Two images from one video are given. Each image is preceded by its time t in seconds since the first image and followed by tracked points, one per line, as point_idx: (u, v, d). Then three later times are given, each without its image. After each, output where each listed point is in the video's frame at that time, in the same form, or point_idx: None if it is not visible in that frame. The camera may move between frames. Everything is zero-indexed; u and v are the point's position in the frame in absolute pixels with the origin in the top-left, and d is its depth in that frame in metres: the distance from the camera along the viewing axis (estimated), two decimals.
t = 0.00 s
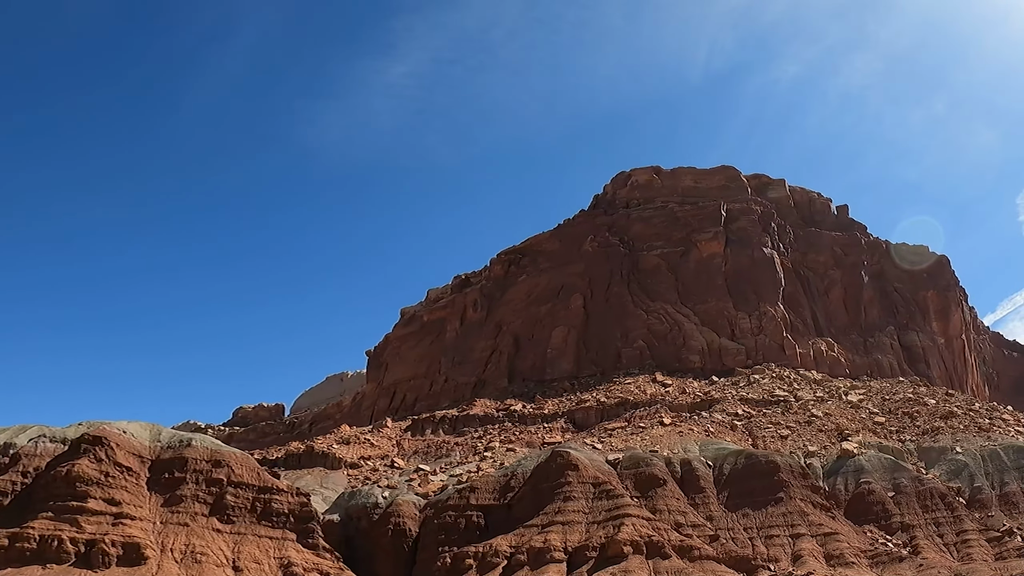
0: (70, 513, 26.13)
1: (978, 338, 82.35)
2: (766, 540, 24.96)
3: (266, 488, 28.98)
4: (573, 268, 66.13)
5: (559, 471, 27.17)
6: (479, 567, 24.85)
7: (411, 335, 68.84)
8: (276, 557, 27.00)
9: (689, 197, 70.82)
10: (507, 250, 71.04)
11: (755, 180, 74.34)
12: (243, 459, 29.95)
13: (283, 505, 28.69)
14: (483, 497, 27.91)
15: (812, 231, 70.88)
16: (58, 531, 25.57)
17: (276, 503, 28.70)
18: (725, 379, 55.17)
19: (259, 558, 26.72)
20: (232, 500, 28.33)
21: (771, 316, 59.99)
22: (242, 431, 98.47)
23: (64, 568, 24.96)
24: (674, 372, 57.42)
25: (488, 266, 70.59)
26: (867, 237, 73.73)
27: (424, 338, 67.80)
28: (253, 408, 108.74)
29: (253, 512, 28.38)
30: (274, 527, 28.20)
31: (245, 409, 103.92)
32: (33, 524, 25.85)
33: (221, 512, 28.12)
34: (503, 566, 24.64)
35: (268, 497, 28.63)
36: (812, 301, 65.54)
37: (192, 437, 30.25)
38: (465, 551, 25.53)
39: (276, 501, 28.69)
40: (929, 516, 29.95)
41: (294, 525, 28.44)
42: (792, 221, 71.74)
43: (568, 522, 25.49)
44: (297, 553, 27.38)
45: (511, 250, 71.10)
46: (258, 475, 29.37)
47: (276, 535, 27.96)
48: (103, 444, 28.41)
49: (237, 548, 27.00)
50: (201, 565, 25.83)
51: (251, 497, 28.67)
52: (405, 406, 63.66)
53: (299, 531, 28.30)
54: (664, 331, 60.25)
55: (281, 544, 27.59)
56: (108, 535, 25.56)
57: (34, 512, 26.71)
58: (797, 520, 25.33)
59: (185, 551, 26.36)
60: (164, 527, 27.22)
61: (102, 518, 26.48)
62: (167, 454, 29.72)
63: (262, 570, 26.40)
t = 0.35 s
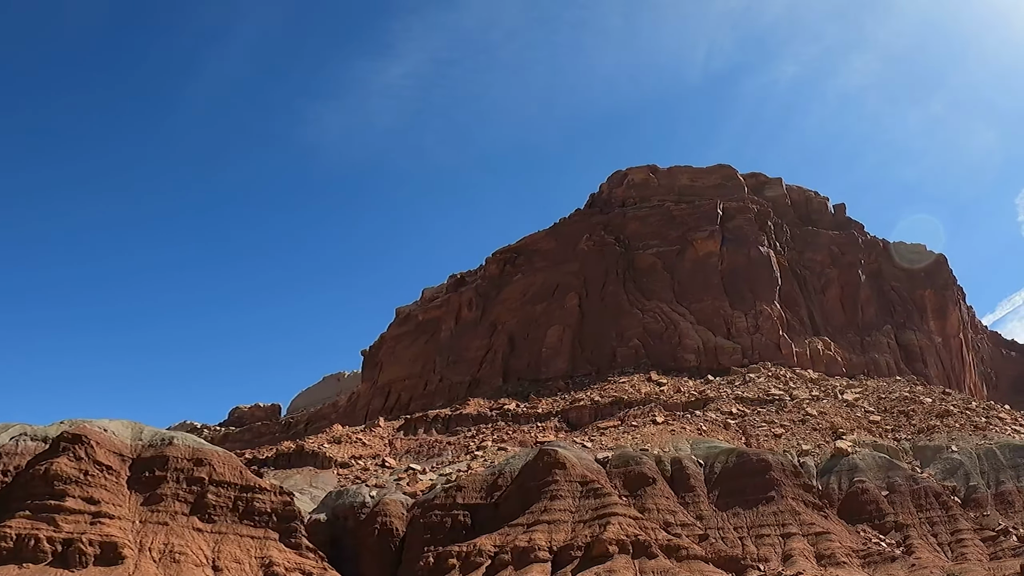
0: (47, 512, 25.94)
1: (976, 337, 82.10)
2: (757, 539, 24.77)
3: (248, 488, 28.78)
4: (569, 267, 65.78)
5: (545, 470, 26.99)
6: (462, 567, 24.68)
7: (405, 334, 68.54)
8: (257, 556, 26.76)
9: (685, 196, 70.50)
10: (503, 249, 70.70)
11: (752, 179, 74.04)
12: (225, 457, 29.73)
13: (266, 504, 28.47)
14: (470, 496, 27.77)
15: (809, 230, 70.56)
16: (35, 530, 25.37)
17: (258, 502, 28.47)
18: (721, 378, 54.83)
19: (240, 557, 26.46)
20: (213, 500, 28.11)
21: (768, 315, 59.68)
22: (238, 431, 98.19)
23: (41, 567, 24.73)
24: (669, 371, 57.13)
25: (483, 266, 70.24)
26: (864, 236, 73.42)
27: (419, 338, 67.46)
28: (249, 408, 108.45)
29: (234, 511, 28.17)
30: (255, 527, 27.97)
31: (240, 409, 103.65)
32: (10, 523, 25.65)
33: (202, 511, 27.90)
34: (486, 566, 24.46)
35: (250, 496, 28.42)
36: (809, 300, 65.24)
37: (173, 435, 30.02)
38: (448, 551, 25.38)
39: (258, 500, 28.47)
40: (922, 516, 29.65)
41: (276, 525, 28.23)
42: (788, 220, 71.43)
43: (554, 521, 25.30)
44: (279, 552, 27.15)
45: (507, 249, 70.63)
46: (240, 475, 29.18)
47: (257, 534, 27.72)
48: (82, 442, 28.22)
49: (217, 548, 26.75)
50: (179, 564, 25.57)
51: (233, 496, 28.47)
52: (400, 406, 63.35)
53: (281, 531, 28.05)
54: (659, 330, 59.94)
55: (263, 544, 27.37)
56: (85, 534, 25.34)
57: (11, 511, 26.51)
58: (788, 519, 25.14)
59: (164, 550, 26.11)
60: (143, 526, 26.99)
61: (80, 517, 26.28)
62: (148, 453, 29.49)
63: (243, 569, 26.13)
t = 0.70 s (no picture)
0: (22, 510, 25.70)
1: (973, 336, 81.80)
2: (746, 539, 24.55)
3: (228, 486, 28.61)
4: (564, 266, 65.43)
5: (531, 468, 26.77)
6: (443, 566, 24.52)
7: (399, 333, 68.20)
8: (236, 556, 26.67)
9: (680, 194, 70.15)
10: (498, 248, 70.32)
11: (749, 178, 73.66)
12: (205, 455, 29.52)
13: (246, 503, 28.32)
14: (454, 495, 27.64)
15: (805, 228, 70.16)
16: (10, 529, 25.15)
17: (237, 501, 28.32)
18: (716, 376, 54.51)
19: (217, 557, 26.34)
20: (192, 498, 27.92)
21: (763, 313, 59.35)
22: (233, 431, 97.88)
23: (15, 566, 24.59)
24: (664, 370, 56.84)
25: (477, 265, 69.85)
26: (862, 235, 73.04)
27: (414, 337, 67.09)
28: (245, 408, 108.14)
29: (214, 510, 28.02)
30: (235, 526, 27.85)
31: (236, 409, 103.34)
32: None
33: (181, 510, 27.72)
34: (468, 565, 24.25)
35: (230, 495, 28.26)
36: (805, 299, 64.92)
37: (153, 433, 29.73)
38: (427, 550, 25.24)
39: (237, 499, 28.31)
40: (916, 515, 29.34)
41: (256, 524, 28.13)
42: (785, 219, 71.08)
43: (538, 520, 25.07)
44: (259, 552, 27.05)
45: (501, 248, 70.18)
46: (220, 473, 29.02)
47: (237, 533, 27.64)
48: (59, 440, 27.94)
49: (195, 547, 26.62)
50: (155, 564, 25.37)
51: (213, 495, 28.30)
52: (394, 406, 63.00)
53: (261, 530, 28.01)
54: (654, 329, 59.63)
55: (242, 543, 27.28)
56: (59, 534, 25.14)
57: None
58: (777, 518, 24.94)
59: (140, 549, 25.89)
60: (119, 525, 26.75)
61: (55, 516, 26.07)
62: (127, 451, 29.20)
63: (220, 569, 26.02)
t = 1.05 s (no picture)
0: None
1: (971, 336, 81.53)
2: (735, 538, 24.36)
3: (208, 485, 28.39)
4: (559, 264, 65.14)
5: (516, 466, 26.59)
6: (425, 565, 24.34)
7: (393, 332, 67.87)
8: (215, 556, 26.44)
9: (677, 193, 69.86)
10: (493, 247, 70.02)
11: (745, 176, 73.37)
12: (186, 453, 29.29)
13: (227, 502, 28.09)
14: (440, 494, 27.45)
15: (802, 226, 69.81)
16: None
17: (218, 499, 28.11)
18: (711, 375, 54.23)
19: (196, 556, 26.15)
20: (172, 497, 27.69)
21: (759, 312, 59.09)
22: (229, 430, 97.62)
23: None
24: (659, 369, 56.56)
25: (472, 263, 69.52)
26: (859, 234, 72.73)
27: (408, 336, 66.75)
28: (241, 407, 107.85)
29: (194, 508, 27.80)
30: (216, 525, 27.63)
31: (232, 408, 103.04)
32: None
33: (160, 509, 27.49)
34: (450, 564, 24.06)
35: (211, 494, 28.04)
36: (801, 298, 64.65)
37: (134, 432, 29.47)
38: (409, 550, 25.10)
39: (218, 497, 28.07)
40: (909, 514, 29.07)
41: (238, 523, 27.91)
42: (781, 218, 70.79)
43: (523, 519, 24.90)
44: (239, 551, 26.84)
45: (497, 247, 69.86)
46: (202, 471, 28.81)
47: (217, 532, 27.42)
48: (38, 438, 27.68)
49: (174, 546, 26.39)
50: (132, 562, 25.12)
51: (193, 494, 28.07)
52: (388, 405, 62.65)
53: (242, 529, 27.78)
54: (649, 328, 59.35)
55: (223, 542, 27.06)
56: (36, 532, 24.86)
57: None
58: (768, 517, 24.75)
59: (118, 548, 25.63)
60: (97, 524, 26.50)
61: (33, 514, 25.79)
62: (107, 449, 28.94)
63: (199, 569, 25.81)
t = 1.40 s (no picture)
0: None
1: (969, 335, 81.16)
2: (723, 537, 24.11)
3: (187, 483, 28.12)
4: (553, 262, 64.82)
5: (500, 465, 26.33)
6: (404, 564, 24.11)
7: (387, 331, 67.57)
8: (193, 555, 26.17)
9: (672, 191, 69.51)
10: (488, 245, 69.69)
11: (741, 175, 73.01)
12: (165, 451, 29.02)
13: (206, 500, 27.81)
14: (424, 492, 27.22)
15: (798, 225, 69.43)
16: None
17: (197, 498, 27.83)
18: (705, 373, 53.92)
19: (172, 555, 25.90)
20: (150, 496, 27.44)
21: (754, 310, 58.77)
22: (226, 429, 97.32)
23: None
24: (653, 368, 56.22)
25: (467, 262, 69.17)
26: (856, 232, 72.35)
27: (402, 334, 66.38)
28: (237, 407, 107.50)
29: (172, 507, 27.53)
30: (194, 524, 27.35)
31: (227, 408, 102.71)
32: None
33: (138, 507, 27.23)
34: (431, 563, 23.85)
35: (190, 492, 27.76)
36: (797, 296, 64.33)
37: (113, 429, 29.20)
38: (389, 549, 24.88)
39: (197, 496, 27.80)
40: (902, 513, 28.74)
41: (217, 522, 27.64)
42: (778, 216, 70.44)
43: (505, 518, 24.69)
44: (218, 550, 26.57)
45: (491, 246, 69.53)
46: (181, 470, 28.55)
47: (195, 531, 27.13)
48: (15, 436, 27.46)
49: (150, 545, 26.12)
50: (107, 561, 24.86)
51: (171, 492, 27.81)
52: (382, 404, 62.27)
53: (221, 527, 27.51)
54: (644, 326, 59.00)
55: (201, 541, 26.77)
56: (10, 530, 24.61)
57: None
58: (756, 516, 24.50)
59: (93, 547, 25.36)
60: (73, 523, 26.24)
61: (7, 513, 25.54)
62: (85, 447, 28.68)
63: (175, 569, 25.54)
